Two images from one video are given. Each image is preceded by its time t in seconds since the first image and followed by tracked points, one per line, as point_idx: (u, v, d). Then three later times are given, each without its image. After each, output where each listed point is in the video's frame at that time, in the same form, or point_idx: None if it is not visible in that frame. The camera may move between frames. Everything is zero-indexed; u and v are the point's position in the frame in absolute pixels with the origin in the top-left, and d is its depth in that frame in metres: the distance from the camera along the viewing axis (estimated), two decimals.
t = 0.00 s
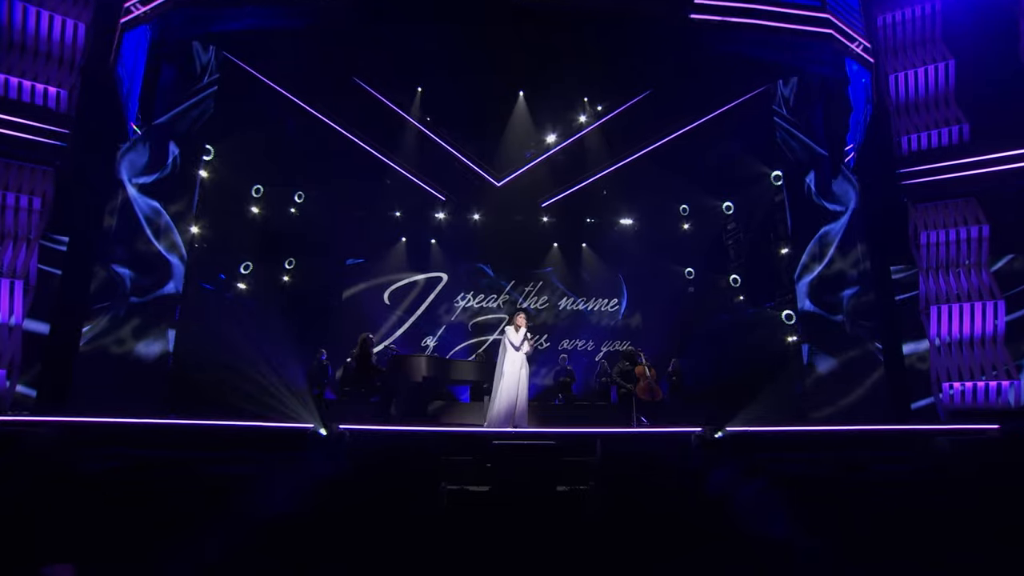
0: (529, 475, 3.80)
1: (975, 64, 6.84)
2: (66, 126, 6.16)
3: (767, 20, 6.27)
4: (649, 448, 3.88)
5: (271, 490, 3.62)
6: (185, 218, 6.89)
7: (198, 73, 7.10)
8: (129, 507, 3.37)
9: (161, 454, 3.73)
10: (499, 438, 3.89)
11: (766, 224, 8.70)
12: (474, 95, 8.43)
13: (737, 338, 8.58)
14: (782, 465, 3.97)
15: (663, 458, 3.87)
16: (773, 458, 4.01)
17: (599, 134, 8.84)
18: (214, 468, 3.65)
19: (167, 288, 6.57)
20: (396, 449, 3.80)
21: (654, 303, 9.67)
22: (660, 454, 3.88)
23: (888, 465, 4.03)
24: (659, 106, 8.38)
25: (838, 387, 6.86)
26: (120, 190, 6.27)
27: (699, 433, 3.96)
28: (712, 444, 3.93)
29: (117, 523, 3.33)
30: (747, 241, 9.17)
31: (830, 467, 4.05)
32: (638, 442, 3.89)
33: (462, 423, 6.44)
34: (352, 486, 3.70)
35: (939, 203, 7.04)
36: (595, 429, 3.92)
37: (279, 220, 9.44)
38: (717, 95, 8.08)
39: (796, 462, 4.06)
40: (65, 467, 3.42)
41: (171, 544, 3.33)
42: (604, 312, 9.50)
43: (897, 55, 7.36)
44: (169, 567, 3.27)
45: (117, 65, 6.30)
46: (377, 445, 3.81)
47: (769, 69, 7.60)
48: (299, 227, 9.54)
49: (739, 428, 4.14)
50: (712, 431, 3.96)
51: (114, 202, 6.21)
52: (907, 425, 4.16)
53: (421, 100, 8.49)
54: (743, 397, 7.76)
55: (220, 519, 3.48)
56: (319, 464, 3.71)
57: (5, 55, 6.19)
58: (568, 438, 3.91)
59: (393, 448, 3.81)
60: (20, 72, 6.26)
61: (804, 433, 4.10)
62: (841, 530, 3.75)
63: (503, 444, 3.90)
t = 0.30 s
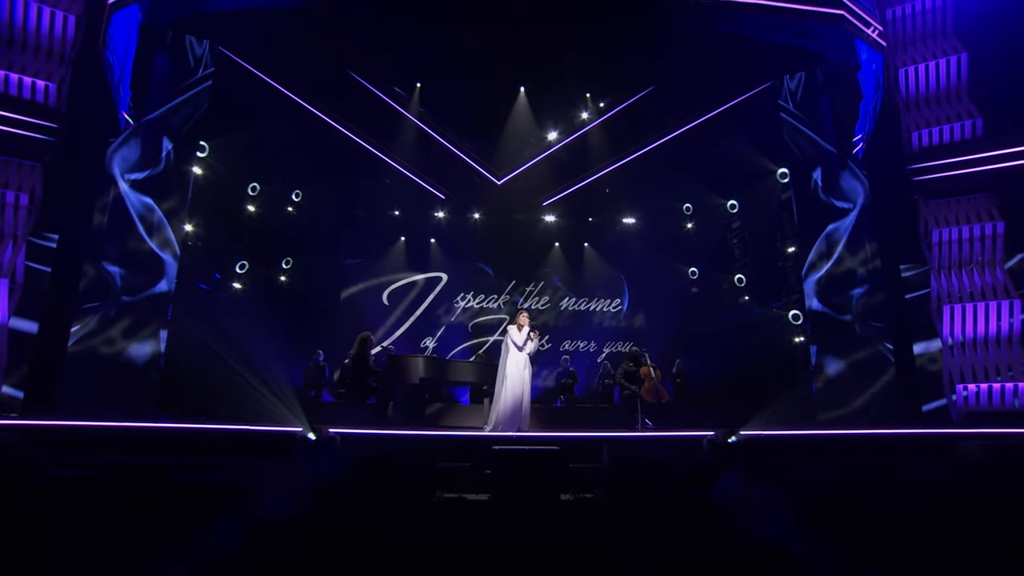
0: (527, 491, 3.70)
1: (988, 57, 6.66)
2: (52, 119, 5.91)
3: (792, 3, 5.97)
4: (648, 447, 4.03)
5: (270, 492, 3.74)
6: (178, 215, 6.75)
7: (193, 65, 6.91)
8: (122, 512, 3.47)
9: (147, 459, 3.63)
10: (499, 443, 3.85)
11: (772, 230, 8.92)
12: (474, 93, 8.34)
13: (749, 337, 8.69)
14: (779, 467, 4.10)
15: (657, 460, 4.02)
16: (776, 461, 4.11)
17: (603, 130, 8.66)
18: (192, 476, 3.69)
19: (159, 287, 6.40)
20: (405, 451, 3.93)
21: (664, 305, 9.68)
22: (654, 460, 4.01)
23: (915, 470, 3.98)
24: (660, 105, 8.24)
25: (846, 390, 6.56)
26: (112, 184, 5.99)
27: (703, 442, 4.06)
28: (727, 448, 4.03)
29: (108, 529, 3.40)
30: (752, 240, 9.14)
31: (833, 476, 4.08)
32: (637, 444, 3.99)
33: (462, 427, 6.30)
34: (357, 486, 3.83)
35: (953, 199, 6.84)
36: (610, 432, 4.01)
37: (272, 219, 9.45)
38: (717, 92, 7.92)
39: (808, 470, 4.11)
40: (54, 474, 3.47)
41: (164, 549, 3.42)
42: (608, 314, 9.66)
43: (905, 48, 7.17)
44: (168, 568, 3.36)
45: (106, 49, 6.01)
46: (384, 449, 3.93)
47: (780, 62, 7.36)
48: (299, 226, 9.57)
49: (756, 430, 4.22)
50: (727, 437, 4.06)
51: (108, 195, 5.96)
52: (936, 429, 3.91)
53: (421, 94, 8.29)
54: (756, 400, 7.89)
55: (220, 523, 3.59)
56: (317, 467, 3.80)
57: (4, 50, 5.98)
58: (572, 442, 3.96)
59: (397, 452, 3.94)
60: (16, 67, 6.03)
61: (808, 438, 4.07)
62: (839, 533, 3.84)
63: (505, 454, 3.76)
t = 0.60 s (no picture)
0: (526, 495, 3.65)
1: (1000, 50, 6.45)
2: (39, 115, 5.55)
3: None
4: (651, 448, 3.90)
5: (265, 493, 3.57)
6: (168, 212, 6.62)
7: (184, 58, 6.69)
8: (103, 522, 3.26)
9: (130, 464, 3.41)
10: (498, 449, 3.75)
11: (777, 233, 8.72)
12: (471, 87, 8.18)
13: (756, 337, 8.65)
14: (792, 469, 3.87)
15: (658, 466, 3.87)
16: (793, 466, 3.84)
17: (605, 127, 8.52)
18: (172, 484, 3.46)
19: (149, 285, 6.33)
20: (396, 457, 3.79)
21: (666, 306, 9.80)
22: (654, 465, 3.86)
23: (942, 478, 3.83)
24: (665, 103, 7.98)
25: (853, 393, 6.43)
26: (101, 181, 5.76)
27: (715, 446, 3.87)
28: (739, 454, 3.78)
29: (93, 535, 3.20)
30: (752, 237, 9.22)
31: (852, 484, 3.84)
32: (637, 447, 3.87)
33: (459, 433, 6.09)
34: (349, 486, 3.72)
35: (963, 196, 6.59)
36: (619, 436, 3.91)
37: (268, 216, 9.36)
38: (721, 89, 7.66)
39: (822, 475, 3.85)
40: (26, 486, 3.21)
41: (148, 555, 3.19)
42: (610, 314, 9.70)
43: (914, 42, 6.98)
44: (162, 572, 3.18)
45: (93, 32, 5.74)
46: (375, 452, 3.81)
47: (790, 56, 7.11)
48: (295, 225, 9.52)
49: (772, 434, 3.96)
50: (740, 441, 3.81)
51: (96, 192, 5.72)
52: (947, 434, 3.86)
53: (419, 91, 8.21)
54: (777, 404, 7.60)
55: (209, 526, 3.41)
56: (310, 472, 3.67)
57: None
58: (574, 447, 3.85)
59: (388, 457, 3.81)
60: (10, 63, 5.70)
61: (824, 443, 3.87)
62: (866, 539, 3.63)
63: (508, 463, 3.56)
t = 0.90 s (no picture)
0: (525, 502, 3.39)
1: (1013, 41, 6.24)
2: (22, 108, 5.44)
3: None
4: (661, 455, 3.76)
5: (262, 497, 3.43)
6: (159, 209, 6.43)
7: (174, 51, 6.52)
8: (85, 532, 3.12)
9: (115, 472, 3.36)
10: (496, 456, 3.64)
11: (783, 228, 8.44)
12: (468, 82, 7.96)
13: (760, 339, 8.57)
14: (812, 475, 3.82)
15: (670, 473, 3.74)
16: (811, 473, 3.82)
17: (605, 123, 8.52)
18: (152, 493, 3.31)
19: (138, 284, 6.17)
20: (400, 464, 3.71)
21: (667, 305, 9.67)
22: (667, 471, 3.72)
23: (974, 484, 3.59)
24: (667, 97, 7.84)
25: (860, 395, 6.28)
26: (90, 176, 5.60)
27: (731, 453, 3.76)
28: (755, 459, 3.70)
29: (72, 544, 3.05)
30: (758, 236, 8.89)
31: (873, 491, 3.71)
32: (647, 452, 3.72)
33: (456, 438, 5.89)
34: (348, 496, 3.60)
35: (975, 190, 6.32)
36: (624, 442, 3.77)
37: (263, 215, 9.22)
38: (724, 84, 7.47)
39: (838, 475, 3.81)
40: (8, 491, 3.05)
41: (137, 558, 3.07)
42: (612, 315, 9.54)
43: (924, 33, 6.74)
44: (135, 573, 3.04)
45: (77, 16, 5.43)
46: (378, 458, 3.72)
47: (795, 48, 6.92)
48: (290, 223, 9.39)
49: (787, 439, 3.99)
50: (756, 446, 3.74)
51: (84, 187, 5.55)
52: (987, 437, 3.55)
53: (414, 86, 8.00)
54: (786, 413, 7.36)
55: (204, 531, 3.28)
56: (307, 476, 3.55)
57: None
58: (580, 454, 3.73)
59: (391, 463, 3.71)
60: None
61: (839, 446, 3.80)
62: (882, 553, 3.44)
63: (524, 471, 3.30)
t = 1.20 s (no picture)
0: (514, 527, 3.28)
1: None
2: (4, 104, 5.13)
3: None
4: (667, 457, 3.50)
5: (251, 500, 3.23)
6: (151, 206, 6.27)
7: (166, 44, 6.35)
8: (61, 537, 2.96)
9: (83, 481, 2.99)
10: (493, 463, 3.38)
11: (785, 227, 8.36)
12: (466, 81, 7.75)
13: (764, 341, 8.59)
14: (826, 483, 3.44)
15: (677, 479, 3.51)
16: (827, 481, 3.45)
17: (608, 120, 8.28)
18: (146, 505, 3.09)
19: (128, 282, 6.01)
20: (384, 471, 3.42)
21: (669, 305, 9.53)
22: (675, 478, 3.51)
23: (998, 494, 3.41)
24: (670, 93, 7.67)
25: (867, 397, 6.13)
26: (81, 172, 5.43)
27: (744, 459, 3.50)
28: (772, 466, 3.38)
29: (47, 552, 2.90)
30: (762, 235, 8.84)
31: (892, 500, 3.44)
32: (656, 456, 3.49)
33: (453, 443, 5.72)
34: (341, 499, 3.42)
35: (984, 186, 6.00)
36: (632, 447, 3.54)
37: (259, 214, 9.10)
38: (729, 79, 7.28)
39: (860, 482, 3.44)
40: None
41: (117, 563, 2.87)
42: (614, 315, 9.39)
43: (931, 27, 6.47)
44: None
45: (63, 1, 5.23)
46: (364, 464, 3.41)
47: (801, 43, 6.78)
48: (286, 223, 9.28)
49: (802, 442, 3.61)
50: (772, 453, 3.43)
51: (75, 183, 5.36)
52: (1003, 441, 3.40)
53: (412, 82, 7.82)
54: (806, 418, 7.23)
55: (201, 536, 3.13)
56: (295, 482, 3.34)
57: None
58: (577, 460, 3.47)
59: (370, 470, 3.43)
60: None
61: (858, 451, 3.45)
62: (905, 563, 3.18)
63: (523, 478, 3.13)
